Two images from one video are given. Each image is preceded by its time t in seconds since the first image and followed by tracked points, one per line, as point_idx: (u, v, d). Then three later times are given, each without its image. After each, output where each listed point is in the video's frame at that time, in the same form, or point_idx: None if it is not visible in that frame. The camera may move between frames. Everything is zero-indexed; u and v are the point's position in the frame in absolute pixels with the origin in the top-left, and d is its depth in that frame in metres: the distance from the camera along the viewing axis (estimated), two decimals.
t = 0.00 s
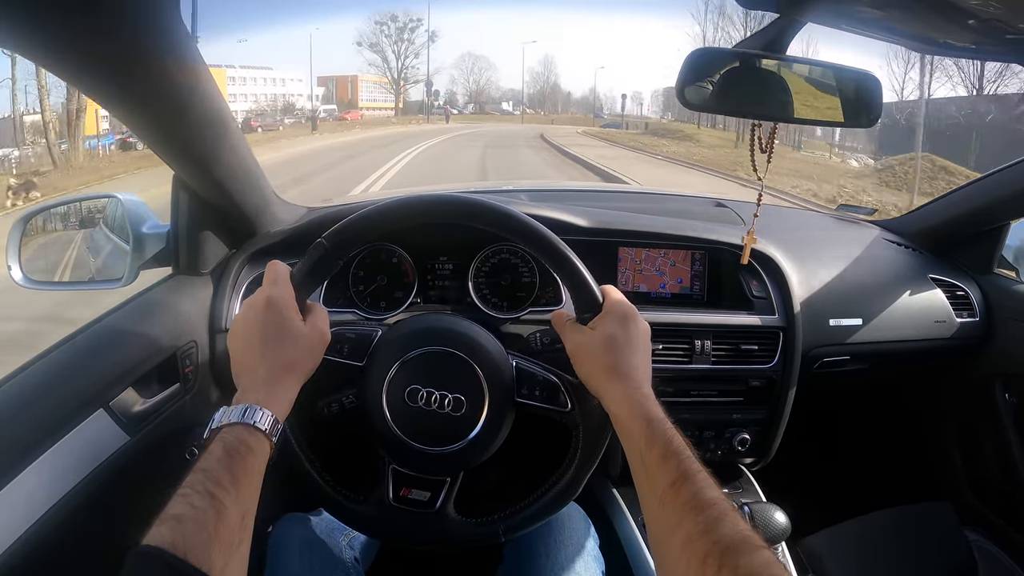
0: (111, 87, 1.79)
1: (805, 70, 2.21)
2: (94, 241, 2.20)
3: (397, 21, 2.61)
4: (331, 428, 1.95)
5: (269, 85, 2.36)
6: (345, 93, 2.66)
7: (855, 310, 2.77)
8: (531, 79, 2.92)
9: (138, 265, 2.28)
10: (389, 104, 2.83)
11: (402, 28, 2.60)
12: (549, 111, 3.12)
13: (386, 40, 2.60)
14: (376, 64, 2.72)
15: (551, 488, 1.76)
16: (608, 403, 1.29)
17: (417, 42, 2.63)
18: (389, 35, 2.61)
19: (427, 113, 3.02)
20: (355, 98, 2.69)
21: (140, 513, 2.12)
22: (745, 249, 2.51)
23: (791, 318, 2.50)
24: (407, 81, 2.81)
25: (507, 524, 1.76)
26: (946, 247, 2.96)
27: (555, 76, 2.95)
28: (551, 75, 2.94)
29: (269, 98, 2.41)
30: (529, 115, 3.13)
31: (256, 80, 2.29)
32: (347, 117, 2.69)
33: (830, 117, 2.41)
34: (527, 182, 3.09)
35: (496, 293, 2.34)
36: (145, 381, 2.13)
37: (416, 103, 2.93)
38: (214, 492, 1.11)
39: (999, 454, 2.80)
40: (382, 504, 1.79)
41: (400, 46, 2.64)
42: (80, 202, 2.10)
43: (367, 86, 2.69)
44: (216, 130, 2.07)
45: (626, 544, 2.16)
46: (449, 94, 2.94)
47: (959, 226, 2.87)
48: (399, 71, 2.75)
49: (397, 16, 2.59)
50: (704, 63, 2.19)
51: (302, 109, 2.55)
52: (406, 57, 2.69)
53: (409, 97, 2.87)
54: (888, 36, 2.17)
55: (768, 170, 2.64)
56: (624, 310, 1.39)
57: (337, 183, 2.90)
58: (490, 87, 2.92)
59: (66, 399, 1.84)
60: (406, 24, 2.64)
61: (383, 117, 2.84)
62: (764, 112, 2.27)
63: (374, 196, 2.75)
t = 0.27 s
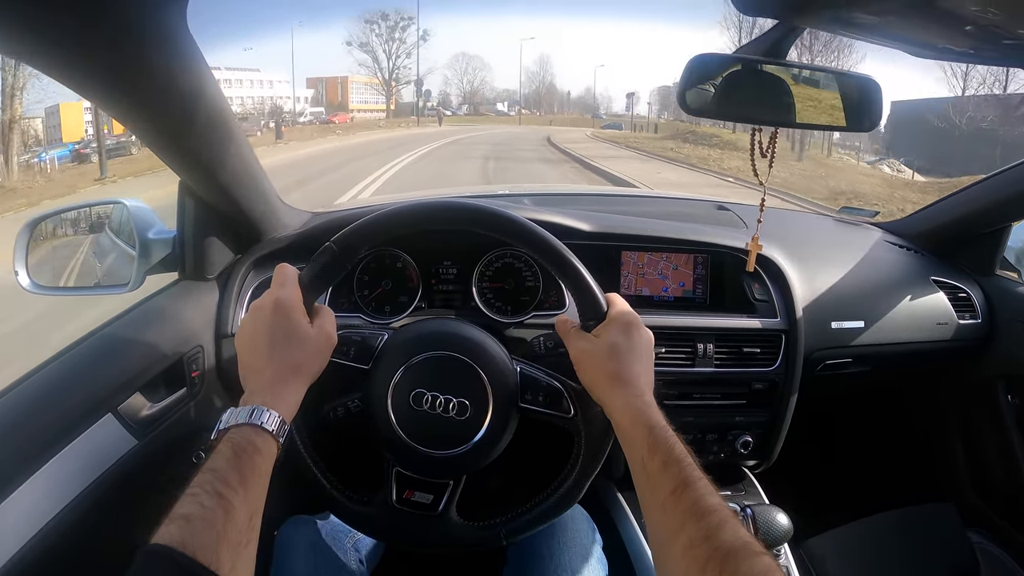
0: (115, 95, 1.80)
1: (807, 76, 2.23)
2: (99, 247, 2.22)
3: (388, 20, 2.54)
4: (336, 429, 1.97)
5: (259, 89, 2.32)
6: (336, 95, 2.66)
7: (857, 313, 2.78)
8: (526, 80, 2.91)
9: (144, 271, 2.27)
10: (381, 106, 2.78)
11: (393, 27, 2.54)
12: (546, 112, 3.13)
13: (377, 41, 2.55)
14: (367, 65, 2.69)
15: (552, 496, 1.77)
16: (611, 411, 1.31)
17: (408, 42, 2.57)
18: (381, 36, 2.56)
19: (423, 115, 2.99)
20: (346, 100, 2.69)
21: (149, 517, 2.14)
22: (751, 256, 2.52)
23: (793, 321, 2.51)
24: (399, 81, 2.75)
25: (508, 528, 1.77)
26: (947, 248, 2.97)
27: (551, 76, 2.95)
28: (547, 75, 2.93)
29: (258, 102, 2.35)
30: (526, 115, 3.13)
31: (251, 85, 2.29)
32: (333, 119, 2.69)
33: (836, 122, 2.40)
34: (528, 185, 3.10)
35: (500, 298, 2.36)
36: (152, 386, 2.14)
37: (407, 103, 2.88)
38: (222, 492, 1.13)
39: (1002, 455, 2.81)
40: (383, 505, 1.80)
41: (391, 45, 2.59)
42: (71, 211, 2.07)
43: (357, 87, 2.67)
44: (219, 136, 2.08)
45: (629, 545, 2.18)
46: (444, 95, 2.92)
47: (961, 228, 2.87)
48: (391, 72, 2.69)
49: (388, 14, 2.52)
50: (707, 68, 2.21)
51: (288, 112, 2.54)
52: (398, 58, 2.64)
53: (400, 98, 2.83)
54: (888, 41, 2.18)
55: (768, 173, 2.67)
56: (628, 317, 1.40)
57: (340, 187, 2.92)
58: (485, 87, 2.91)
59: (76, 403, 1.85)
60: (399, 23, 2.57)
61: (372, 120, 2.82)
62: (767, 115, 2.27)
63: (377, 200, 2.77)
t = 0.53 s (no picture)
0: (113, 101, 1.80)
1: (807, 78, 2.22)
2: (100, 254, 2.22)
3: (377, 18, 2.46)
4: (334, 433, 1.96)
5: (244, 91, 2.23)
6: (324, 97, 2.60)
7: (859, 315, 2.77)
8: (520, 79, 2.86)
9: (145, 277, 2.26)
10: (370, 108, 2.74)
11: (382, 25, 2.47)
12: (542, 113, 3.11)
13: (365, 41, 2.48)
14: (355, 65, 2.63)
15: (548, 504, 1.76)
16: (610, 421, 1.30)
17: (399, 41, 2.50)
18: (370, 35, 2.48)
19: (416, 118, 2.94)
20: (334, 103, 2.63)
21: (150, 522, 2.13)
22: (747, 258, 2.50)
23: (794, 324, 2.50)
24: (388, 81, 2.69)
25: (503, 535, 1.76)
26: (949, 250, 2.96)
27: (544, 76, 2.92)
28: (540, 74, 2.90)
29: (243, 105, 2.24)
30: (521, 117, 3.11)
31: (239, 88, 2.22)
32: (318, 122, 2.63)
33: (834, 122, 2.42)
34: (528, 189, 3.09)
35: (501, 302, 2.36)
36: (153, 392, 2.14)
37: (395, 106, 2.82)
38: (220, 492, 1.13)
39: (1004, 455, 2.81)
40: (379, 509, 1.80)
41: (380, 45, 2.52)
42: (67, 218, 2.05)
43: (346, 89, 2.62)
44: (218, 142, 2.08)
45: (632, 551, 2.17)
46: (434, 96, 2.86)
47: (963, 229, 2.86)
48: (380, 72, 2.64)
49: (376, 13, 2.44)
50: (706, 71, 2.20)
51: (273, 116, 2.44)
52: (387, 57, 2.57)
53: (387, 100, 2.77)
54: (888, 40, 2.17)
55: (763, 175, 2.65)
56: (630, 328, 1.39)
57: (340, 191, 2.91)
58: (477, 88, 2.87)
59: (74, 410, 1.85)
60: (387, 20, 2.48)
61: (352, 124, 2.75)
62: (767, 118, 2.26)
63: (376, 204, 2.76)
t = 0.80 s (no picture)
0: (110, 97, 1.78)
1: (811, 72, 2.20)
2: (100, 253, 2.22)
3: (362, 14, 2.43)
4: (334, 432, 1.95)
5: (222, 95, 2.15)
6: (309, 97, 2.54)
7: (864, 312, 2.75)
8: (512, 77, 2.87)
9: (144, 276, 2.25)
10: (356, 108, 2.70)
11: (369, 22, 2.43)
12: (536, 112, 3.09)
13: (352, 38, 2.45)
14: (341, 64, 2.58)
15: (547, 505, 1.72)
16: (614, 425, 1.26)
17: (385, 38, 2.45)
18: (355, 31, 2.45)
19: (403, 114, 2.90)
20: (319, 103, 2.57)
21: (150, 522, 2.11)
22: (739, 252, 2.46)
23: (799, 323, 2.48)
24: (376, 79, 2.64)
25: (500, 536, 1.72)
26: (954, 246, 2.94)
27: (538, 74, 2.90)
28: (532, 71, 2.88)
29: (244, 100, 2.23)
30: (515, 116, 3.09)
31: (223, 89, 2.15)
32: (298, 122, 2.52)
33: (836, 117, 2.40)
34: (531, 187, 3.07)
35: (504, 301, 2.35)
36: (152, 390, 2.12)
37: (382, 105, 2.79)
38: (218, 486, 1.11)
39: (1010, 454, 2.77)
40: (374, 507, 1.77)
41: (366, 42, 2.48)
42: (62, 218, 2.05)
43: (331, 88, 2.56)
44: (217, 138, 2.06)
45: (635, 551, 2.15)
46: (423, 94, 2.81)
47: (969, 225, 2.84)
48: (367, 71, 2.59)
49: (362, 9, 2.42)
50: (709, 66, 2.18)
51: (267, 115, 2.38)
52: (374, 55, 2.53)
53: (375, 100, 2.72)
54: (894, 32, 2.15)
55: (761, 171, 2.61)
56: (635, 332, 1.37)
57: (340, 188, 2.90)
58: (466, 87, 2.82)
59: (72, 407, 1.83)
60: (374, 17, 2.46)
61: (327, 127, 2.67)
62: (770, 113, 2.23)
63: (376, 202, 2.74)
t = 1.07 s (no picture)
0: (114, 108, 1.81)
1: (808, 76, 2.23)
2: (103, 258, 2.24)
3: (345, 10, 2.42)
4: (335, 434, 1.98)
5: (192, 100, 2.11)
6: (292, 97, 2.55)
7: (862, 315, 2.76)
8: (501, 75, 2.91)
9: (147, 280, 2.28)
10: (341, 108, 2.74)
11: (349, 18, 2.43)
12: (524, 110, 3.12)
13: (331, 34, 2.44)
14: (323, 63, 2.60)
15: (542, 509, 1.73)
16: (611, 433, 1.29)
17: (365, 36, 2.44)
18: (337, 28, 2.45)
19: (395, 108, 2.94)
20: (302, 102, 2.58)
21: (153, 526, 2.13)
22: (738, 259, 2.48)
23: (797, 326, 2.49)
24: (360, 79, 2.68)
25: (495, 539, 1.73)
26: (952, 248, 2.95)
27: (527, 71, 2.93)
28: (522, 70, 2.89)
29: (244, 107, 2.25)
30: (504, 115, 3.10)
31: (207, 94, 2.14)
32: (273, 124, 2.44)
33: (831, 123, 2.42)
34: (530, 190, 3.09)
35: (504, 305, 2.36)
36: (155, 395, 2.14)
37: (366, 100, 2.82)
38: (223, 483, 1.14)
39: (1010, 456, 2.79)
40: (371, 507, 1.79)
41: (349, 39, 2.48)
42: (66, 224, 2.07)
43: (315, 87, 2.58)
44: (221, 147, 2.09)
45: (633, 554, 2.16)
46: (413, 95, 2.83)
47: (966, 227, 2.85)
48: (350, 70, 2.62)
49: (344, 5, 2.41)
50: (705, 70, 2.19)
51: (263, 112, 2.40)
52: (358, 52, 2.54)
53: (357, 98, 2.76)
54: (887, 37, 2.16)
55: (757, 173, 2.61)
56: (633, 343, 1.40)
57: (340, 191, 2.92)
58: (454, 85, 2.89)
59: (76, 411, 1.85)
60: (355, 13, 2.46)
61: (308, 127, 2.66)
62: (767, 116, 2.24)
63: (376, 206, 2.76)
